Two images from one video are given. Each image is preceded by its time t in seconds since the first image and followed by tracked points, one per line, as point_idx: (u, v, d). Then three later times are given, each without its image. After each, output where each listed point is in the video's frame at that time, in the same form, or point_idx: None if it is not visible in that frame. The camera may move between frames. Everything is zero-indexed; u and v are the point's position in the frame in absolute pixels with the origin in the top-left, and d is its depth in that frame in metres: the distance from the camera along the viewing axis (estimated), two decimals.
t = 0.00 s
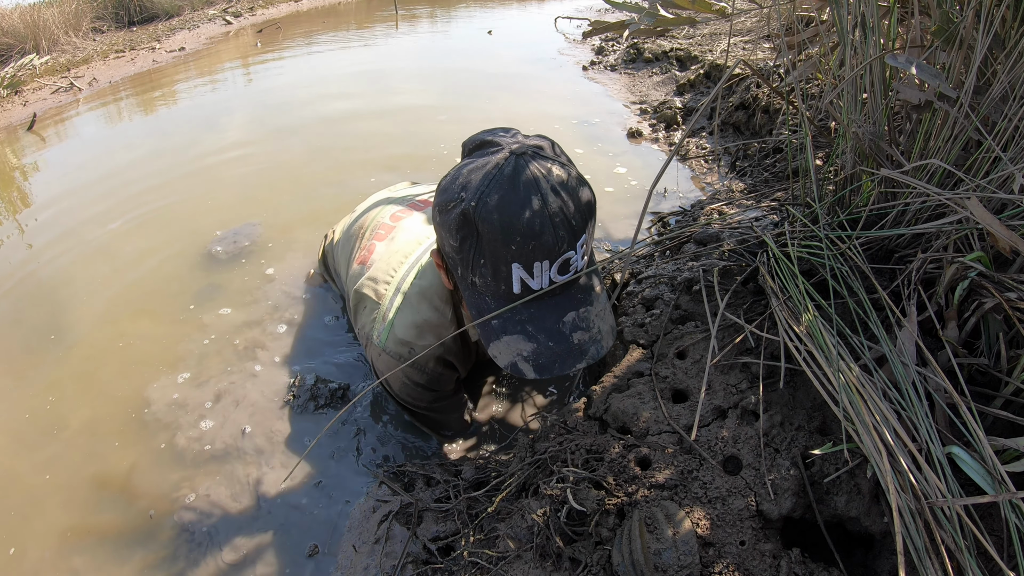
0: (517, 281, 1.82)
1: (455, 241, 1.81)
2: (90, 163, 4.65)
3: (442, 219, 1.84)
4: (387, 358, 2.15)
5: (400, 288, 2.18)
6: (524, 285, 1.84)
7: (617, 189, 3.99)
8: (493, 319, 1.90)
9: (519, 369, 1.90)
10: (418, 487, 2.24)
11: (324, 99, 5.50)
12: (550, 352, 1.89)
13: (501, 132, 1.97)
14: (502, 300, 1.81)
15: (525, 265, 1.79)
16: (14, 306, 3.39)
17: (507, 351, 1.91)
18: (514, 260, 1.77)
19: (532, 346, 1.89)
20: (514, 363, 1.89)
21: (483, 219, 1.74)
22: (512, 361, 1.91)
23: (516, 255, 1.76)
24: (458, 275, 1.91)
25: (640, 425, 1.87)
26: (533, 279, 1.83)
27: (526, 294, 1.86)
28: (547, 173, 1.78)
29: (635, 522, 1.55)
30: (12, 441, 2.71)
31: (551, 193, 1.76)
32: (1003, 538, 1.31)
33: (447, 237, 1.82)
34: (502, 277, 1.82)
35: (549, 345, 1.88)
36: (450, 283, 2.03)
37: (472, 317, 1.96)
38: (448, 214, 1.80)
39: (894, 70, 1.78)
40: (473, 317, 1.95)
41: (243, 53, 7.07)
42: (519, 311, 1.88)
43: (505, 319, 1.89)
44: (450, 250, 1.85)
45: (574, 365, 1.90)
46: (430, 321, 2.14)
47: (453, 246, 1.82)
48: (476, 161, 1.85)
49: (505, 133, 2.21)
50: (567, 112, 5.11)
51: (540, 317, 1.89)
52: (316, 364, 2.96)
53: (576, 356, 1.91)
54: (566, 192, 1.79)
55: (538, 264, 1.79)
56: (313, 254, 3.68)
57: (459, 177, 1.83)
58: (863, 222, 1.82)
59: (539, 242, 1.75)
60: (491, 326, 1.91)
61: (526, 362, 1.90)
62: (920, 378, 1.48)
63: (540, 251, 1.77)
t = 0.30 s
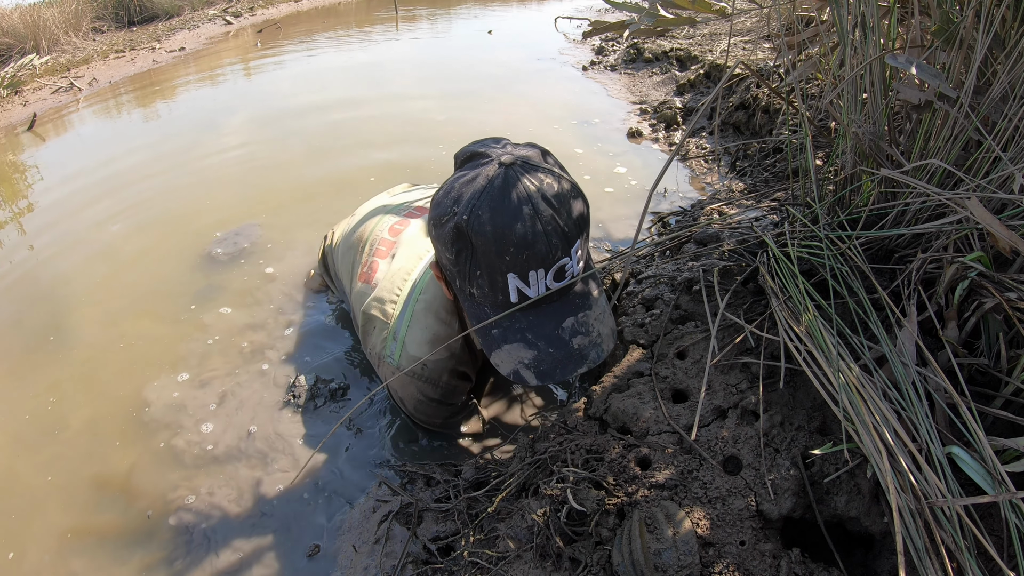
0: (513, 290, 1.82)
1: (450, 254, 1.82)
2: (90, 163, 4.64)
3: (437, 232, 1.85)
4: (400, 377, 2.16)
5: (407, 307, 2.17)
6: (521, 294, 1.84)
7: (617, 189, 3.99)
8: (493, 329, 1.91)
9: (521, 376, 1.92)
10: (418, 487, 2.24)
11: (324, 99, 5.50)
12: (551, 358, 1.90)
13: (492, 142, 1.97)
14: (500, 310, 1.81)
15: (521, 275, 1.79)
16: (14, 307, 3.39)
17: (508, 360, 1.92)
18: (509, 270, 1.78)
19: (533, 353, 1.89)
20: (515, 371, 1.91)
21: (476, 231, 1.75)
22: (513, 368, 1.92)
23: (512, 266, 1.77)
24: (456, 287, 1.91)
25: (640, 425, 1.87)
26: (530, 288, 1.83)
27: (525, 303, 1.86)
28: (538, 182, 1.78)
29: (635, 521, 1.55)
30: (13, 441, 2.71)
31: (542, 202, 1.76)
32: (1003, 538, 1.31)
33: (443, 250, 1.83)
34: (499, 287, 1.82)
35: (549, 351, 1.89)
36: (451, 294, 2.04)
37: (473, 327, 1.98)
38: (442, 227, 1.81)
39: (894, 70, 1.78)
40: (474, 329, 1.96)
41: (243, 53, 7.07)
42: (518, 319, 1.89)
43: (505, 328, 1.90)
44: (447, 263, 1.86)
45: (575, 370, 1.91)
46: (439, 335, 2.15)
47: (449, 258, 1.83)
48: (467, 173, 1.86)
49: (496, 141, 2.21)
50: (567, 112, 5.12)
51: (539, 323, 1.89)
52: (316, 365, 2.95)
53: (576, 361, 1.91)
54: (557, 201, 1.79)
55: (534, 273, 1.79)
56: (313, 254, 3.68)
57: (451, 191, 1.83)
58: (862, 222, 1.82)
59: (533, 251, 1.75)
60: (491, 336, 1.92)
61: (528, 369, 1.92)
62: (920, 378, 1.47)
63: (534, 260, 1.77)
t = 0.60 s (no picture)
0: (512, 301, 1.82)
1: (449, 265, 1.83)
2: (90, 163, 4.64)
3: (436, 242, 1.85)
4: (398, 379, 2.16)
5: (405, 311, 2.18)
6: (520, 304, 1.84)
7: (616, 189, 3.99)
8: (492, 338, 1.91)
9: (521, 385, 1.91)
10: (418, 487, 2.24)
11: (324, 99, 5.49)
12: (550, 367, 1.89)
13: (490, 152, 1.98)
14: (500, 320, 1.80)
15: (520, 286, 1.79)
16: (14, 307, 3.39)
17: (507, 369, 1.92)
18: (508, 281, 1.78)
19: (532, 362, 1.89)
20: (514, 380, 1.90)
21: (475, 242, 1.75)
22: (513, 378, 1.91)
23: (511, 276, 1.77)
24: (455, 297, 1.92)
25: (640, 425, 1.87)
26: (529, 299, 1.83)
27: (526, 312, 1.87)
28: (536, 193, 1.78)
29: (635, 522, 1.55)
30: (13, 442, 2.71)
31: (541, 214, 1.76)
32: (1003, 538, 1.31)
33: (442, 260, 1.84)
34: (498, 298, 1.82)
35: (549, 361, 1.89)
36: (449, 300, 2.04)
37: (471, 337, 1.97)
38: (441, 237, 1.82)
39: (895, 70, 1.78)
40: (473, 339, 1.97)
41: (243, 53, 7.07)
42: (517, 329, 1.89)
43: (504, 338, 1.90)
44: (446, 273, 1.87)
45: (575, 380, 1.91)
46: (438, 340, 2.14)
47: (448, 269, 1.84)
48: (466, 182, 1.86)
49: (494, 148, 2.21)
50: (567, 112, 5.11)
51: (539, 333, 1.89)
52: (316, 365, 2.95)
53: (576, 371, 1.91)
54: (556, 211, 1.79)
55: (533, 284, 1.79)
56: (312, 254, 3.68)
57: (450, 201, 1.84)
58: (862, 222, 1.82)
59: (532, 262, 1.76)
60: (490, 345, 1.92)
61: (527, 379, 1.91)
62: (920, 378, 1.47)
63: (533, 271, 1.77)
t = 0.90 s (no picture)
0: (503, 307, 1.83)
1: (440, 272, 1.85)
2: (90, 163, 4.64)
3: (426, 249, 1.87)
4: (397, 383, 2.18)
5: (402, 317, 2.18)
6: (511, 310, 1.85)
7: (616, 189, 3.98)
8: (484, 344, 1.94)
9: (514, 390, 1.94)
10: (418, 486, 2.24)
11: (323, 99, 5.49)
12: (542, 372, 1.93)
13: (478, 158, 1.99)
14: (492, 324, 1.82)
15: (510, 292, 1.81)
16: (14, 307, 3.39)
17: (501, 374, 1.95)
18: (497, 287, 1.80)
19: (525, 367, 1.92)
20: (508, 385, 1.94)
21: (463, 250, 1.77)
22: (506, 383, 1.95)
23: (499, 283, 1.79)
24: (447, 304, 1.94)
25: (640, 425, 1.87)
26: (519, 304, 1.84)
27: (519, 319, 1.89)
28: (523, 200, 1.80)
29: (636, 521, 1.55)
30: (12, 442, 2.71)
31: (527, 221, 1.78)
32: (1003, 538, 1.31)
33: (432, 267, 1.86)
34: (488, 304, 1.84)
35: (541, 365, 1.92)
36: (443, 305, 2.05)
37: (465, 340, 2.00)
38: (431, 245, 1.84)
39: (895, 70, 1.78)
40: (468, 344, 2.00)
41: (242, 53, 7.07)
42: (509, 334, 1.92)
43: (496, 343, 1.93)
44: (437, 280, 1.89)
45: (567, 384, 1.94)
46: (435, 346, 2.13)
47: (439, 276, 1.86)
48: (455, 189, 1.88)
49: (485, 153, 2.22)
50: (567, 112, 5.11)
51: (531, 338, 1.92)
52: (315, 365, 2.95)
53: (568, 374, 1.95)
54: (543, 218, 1.81)
55: (522, 290, 1.81)
56: (312, 254, 3.68)
57: (439, 208, 1.85)
58: (862, 222, 1.82)
59: (521, 269, 1.77)
60: (483, 350, 1.95)
61: (520, 383, 1.94)
62: (920, 378, 1.47)
63: (522, 277, 1.79)
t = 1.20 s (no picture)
0: (504, 313, 1.83)
1: (441, 279, 1.85)
2: (90, 163, 4.64)
3: (427, 256, 1.88)
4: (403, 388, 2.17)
5: (406, 322, 2.18)
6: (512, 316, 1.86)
7: (616, 189, 3.99)
8: (486, 349, 1.94)
9: (517, 395, 1.94)
10: (418, 486, 2.24)
11: (323, 99, 5.49)
12: (544, 376, 1.93)
13: (478, 164, 1.99)
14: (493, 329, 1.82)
15: (510, 298, 1.81)
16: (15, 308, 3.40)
17: (503, 379, 1.95)
18: (498, 294, 1.80)
19: (526, 372, 1.93)
20: (510, 390, 1.94)
21: (463, 257, 1.77)
22: (508, 387, 1.95)
23: (500, 289, 1.79)
24: (449, 310, 1.94)
25: (640, 425, 1.87)
26: (520, 311, 1.84)
27: (519, 323, 1.90)
28: (522, 208, 1.80)
29: (635, 521, 1.55)
30: (12, 443, 2.71)
31: (527, 228, 1.78)
32: (1003, 538, 1.31)
33: (434, 274, 1.87)
34: (489, 311, 1.84)
35: (543, 370, 1.93)
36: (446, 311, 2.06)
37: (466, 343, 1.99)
38: (431, 252, 1.84)
39: (894, 70, 1.78)
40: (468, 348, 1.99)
41: (242, 53, 7.07)
42: (509, 339, 1.92)
43: (498, 348, 1.93)
44: (439, 286, 1.90)
45: (568, 388, 1.95)
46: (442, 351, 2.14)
47: (440, 283, 1.87)
48: (454, 197, 1.88)
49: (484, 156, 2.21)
50: (567, 112, 5.11)
51: (532, 342, 1.92)
52: (316, 365, 2.96)
53: (570, 378, 1.95)
54: (542, 225, 1.81)
55: (523, 296, 1.81)
56: (312, 254, 3.68)
57: (439, 215, 1.86)
58: (862, 222, 1.82)
59: (521, 275, 1.78)
60: (485, 355, 1.94)
61: (522, 388, 1.95)
62: (920, 378, 1.47)
63: (522, 283, 1.79)
